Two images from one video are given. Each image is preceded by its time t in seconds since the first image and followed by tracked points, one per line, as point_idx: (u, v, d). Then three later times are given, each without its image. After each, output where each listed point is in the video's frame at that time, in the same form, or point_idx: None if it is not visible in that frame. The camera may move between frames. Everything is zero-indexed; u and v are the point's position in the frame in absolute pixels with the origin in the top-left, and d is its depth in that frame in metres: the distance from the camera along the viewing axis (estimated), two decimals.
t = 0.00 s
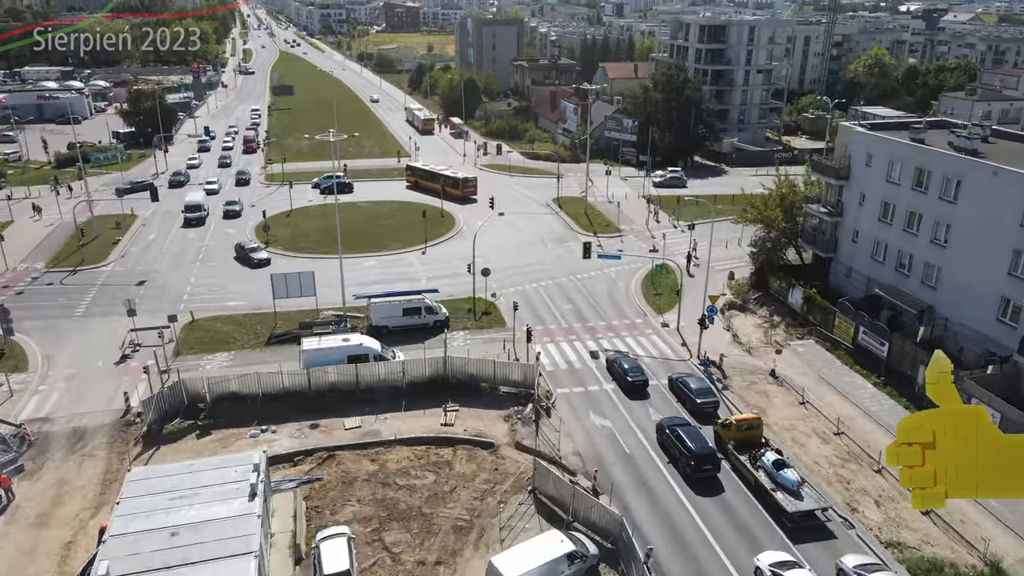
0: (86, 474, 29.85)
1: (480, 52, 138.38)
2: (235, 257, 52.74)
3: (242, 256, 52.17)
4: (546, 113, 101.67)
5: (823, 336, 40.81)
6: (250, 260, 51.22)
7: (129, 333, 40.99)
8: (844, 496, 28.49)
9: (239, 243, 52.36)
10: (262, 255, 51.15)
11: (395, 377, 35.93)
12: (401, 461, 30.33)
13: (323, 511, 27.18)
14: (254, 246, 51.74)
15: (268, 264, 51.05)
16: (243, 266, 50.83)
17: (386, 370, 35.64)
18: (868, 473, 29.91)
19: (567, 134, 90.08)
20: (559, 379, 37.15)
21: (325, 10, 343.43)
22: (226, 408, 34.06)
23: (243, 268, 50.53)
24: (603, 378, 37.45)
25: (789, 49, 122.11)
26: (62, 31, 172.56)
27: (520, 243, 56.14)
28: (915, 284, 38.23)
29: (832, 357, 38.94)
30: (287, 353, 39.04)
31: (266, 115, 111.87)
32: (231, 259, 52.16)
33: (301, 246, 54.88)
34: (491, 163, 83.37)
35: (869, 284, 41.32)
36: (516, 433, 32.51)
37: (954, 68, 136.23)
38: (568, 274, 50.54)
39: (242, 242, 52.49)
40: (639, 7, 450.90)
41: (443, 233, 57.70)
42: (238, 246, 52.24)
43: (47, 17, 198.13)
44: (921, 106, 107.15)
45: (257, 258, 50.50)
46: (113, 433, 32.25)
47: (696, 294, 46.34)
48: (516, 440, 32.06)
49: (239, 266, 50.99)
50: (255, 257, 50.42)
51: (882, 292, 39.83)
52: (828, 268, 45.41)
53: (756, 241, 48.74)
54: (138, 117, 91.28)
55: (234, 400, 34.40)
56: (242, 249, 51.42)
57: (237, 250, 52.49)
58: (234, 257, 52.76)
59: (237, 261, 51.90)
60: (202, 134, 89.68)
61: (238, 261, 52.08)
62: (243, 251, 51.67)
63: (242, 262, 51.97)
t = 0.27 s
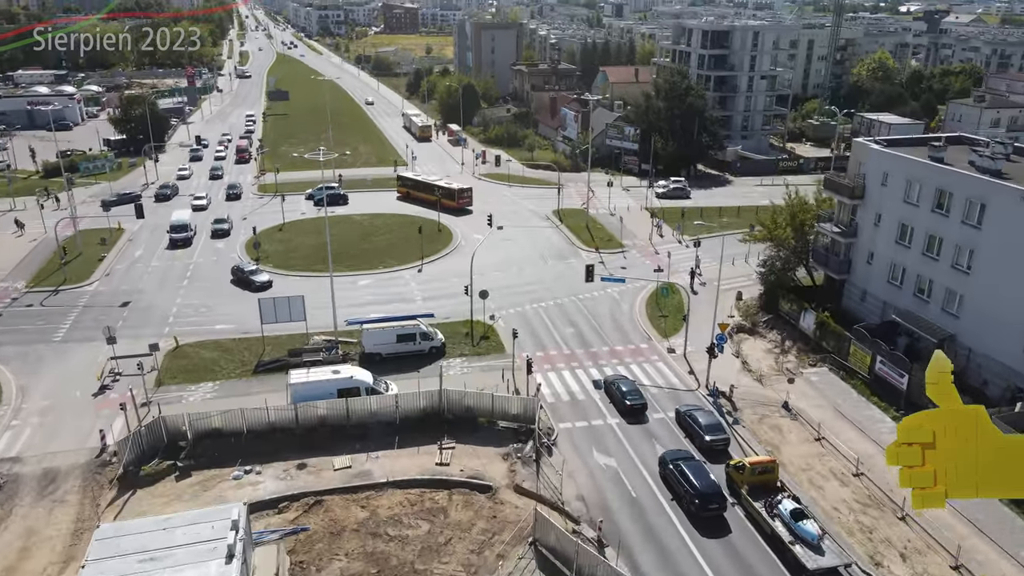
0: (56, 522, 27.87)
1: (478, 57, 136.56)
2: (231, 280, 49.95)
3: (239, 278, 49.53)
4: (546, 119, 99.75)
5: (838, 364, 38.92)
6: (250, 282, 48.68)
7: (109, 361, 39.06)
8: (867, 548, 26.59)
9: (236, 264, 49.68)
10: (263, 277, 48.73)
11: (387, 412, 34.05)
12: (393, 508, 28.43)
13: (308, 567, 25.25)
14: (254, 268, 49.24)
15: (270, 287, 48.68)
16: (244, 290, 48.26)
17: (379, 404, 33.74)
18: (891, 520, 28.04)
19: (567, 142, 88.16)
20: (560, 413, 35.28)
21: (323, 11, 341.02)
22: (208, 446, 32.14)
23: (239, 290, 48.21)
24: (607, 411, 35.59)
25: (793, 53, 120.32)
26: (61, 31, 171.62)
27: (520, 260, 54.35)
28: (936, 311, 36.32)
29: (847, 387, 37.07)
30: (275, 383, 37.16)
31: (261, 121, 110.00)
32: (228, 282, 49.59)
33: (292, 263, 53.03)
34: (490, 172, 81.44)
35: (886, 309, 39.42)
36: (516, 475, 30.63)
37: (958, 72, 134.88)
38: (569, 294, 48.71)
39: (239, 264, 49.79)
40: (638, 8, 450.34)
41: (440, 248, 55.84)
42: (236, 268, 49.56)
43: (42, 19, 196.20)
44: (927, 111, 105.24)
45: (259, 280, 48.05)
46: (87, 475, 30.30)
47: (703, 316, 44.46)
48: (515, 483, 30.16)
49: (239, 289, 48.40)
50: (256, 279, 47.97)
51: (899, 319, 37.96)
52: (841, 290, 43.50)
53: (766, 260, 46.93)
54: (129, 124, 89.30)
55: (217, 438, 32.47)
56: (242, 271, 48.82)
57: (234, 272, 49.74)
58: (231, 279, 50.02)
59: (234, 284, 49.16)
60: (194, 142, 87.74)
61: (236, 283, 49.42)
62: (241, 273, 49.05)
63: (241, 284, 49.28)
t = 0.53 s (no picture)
0: None
1: (470, 61, 134.59)
2: (224, 307, 47.27)
3: (233, 304, 46.94)
4: (540, 126, 97.81)
5: (849, 394, 37.14)
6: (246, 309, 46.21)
7: (83, 395, 36.93)
8: None
9: (230, 290, 47.05)
10: (260, 303, 46.37)
11: (377, 451, 32.06)
12: (383, 562, 26.42)
13: None
14: (249, 293, 46.77)
15: (268, 312, 46.38)
16: (242, 317, 45.79)
17: (367, 443, 31.72)
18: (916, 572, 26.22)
19: (562, 150, 86.32)
20: (560, 450, 33.39)
21: (314, 13, 338.18)
22: (185, 492, 30.07)
23: (235, 317, 45.70)
24: (609, 448, 33.70)
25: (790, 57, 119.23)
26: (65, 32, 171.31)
27: (515, 279, 52.49)
28: (954, 340, 34.58)
29: (861, 420, 35.29)
30: (258, 418, 35.13)
31: (249, 128, 107.81)
32: (220, 309, 46.94)
33: (277, 283, 50.97)
34: (484, 182, 79.50)
35: (900, 336, 37.68)
36: (514, 522, 28.67)
37: (955, 76, 135.97)
38: (566, 317, 46.89)
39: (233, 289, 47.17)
40: (631, 10, 448.84)
41: (432, 266, 53.93)
42: (229, 294, 46.92)
43: (27, 22, 192.87)
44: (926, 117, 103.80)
45: (257, 306, 45.69)
46: (53, 526, 28.17)
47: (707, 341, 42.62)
48: (513, 532, 28.21)
49: (235, 316, 45.88)
50: (254, 305, 45.56)
51: (914, 346, 36.24)
52: (852, 314, 41.73)
53: (771, 281, 45.18)
54: (112, 133, 86.89)
55: (194, 483, 30.40)
56: (237, 297, 46.29)
57: (227, 298, 47.07)
58: (224, 306, 47.35)
59: (228, 311, 46.55)
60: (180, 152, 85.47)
61: (230, 310, 46.83)
62: (236, 299, 46.49)
63: (235, 311, 46.70)
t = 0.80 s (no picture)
0: None
1: (459, 65, 132.82)
2: (216, 332, 44.85)
3: (227, 329, 44.60)
4: (531, 133, 96.16)
5: (858, 420, 35.77)
6: (242, 334, 43.99)
7: (55, 429, 34.95)
8: None
9: (222, 315, 44.65)
10: (256, 327, 44.22)
11: (367, 490, 30.30)
12: None
13: None
14: (244, 317, 44.51)
15: (265, 336, 44.26)
16: (237, 343, 43.55)
17: (357, 481, 29.93)
18: None
19: (553, 158, 84.83)
20: (560, 485, 31.79)
21: (300, 15, 334.85)
22: (162, 537, 28.23)
23: (230, 343, 43.47)
24: (611, 481, 32.14)
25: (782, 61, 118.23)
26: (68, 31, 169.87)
27: (508, 296, 50.87)
28: (968, 365, 33.26)
29: (871, 448, 33.95)
30: (241, 453, 33.28)
31: (234, 134, 105.64)
32: (212, 334, 44.56)
33: (261, 302, 49.09)
34: (474, 191, 77.77)
35: (911, 359, 36.37)
36: (513, 568, 27.04)
37: (945, 80, 134.93)
38: (562, 337, 45.38)
39: (225, 313, 44.78)
40: (618, 11, 448.27)
41: (423, 283, 52.32)
42: (222, 319, 44.51)
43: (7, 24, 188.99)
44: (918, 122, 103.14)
45: (254, 331, 43.55)
46: None
47: (709, 363, 41.12)
48: None
49: (230, 342, 43.62)
50: (251, 330, 43.40)
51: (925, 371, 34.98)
52: (858, 334, 40.37)
53: (773, 299, 43.79)
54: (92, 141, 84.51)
55: (172, 527, 28.55)
56: (231, 322, 43.98)
57: (219, 324, 44.65)
58: (216, 331, 44.93)
59: (222, 337, 44.20)
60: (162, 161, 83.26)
61: (224, 336, 44.47)
62: (229, 324, 44.18)
63: (229, 337, 44.36)
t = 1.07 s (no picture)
0: None
1: (436, 70, 130.60)
2: (202, 367, 41.99)
3: (214, 363, 41.82)
4: (512, 140, 94.27)
5: (865, 450, 34.41)
6: (231, 367, 41.29)
7: (11, 477, 32.34)
8: None
9: (208, 347, 41.83)
10: (246, 358, 41.61)
11: (351, 542, 28.16)
12: None
13: None
14: (231, 349, 41.82)
15: (255, 368, 41.66)
16: (227, 377, 40.86)
17: (340, 532, 27.77)
18: None
19: (535, 167, 83.13)
20: (558, 530, 29.90)
21: (272, 17, 329.49)
22: None
23: (218, 378, 40.75)
24: (611, 524, 30.31)
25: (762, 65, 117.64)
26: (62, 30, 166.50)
27: (495, 317, 48.99)
28: (978, 394, 31.96)
29: (879, 482, 32.57)
30: (214, 501, 30.99)
31: (205, 143, 102.52)
32: (198, 369, 41.70)
33: (235, 328, 46.69)
34: (455, 203, 75.76)
35: (916, 384, 35.13)
36: None
37: (922, 83, 135.48)
38: (552, 362, 43.63)
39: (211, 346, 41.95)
40: (594, 12, 448.17)
41: (405, 305, 50.33)
42: (208, 352, 41.67)
43: None
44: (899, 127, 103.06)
45: (244, 363, 40.94)
46: None
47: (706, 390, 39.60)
48: None
49: (219, 377, 40.88)
50: (240, 363, 40.76)
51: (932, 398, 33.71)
52: (859, 357, 39.04)
53: (770, 321, 42.39)
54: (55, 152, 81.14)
55: None
56: (219, 355, 41.23)
57: (205, 358, 41.80)
58: (202, 366, 42.06)
59: (209, 372, 41.38)
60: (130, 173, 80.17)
61: (212, 370, 41.65)
62: (216, 357, 41.43)
63: (217, 371, 41.58)
